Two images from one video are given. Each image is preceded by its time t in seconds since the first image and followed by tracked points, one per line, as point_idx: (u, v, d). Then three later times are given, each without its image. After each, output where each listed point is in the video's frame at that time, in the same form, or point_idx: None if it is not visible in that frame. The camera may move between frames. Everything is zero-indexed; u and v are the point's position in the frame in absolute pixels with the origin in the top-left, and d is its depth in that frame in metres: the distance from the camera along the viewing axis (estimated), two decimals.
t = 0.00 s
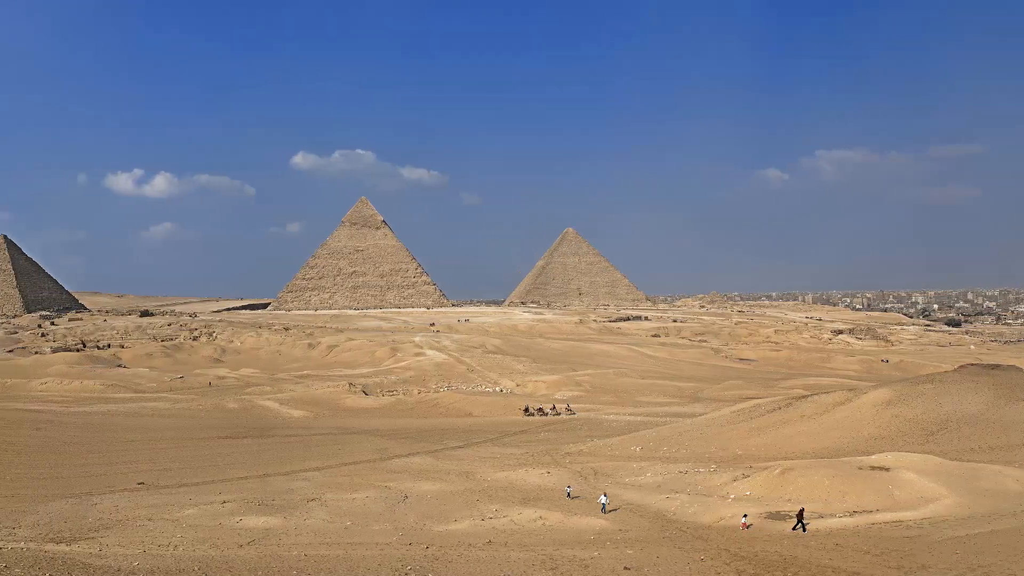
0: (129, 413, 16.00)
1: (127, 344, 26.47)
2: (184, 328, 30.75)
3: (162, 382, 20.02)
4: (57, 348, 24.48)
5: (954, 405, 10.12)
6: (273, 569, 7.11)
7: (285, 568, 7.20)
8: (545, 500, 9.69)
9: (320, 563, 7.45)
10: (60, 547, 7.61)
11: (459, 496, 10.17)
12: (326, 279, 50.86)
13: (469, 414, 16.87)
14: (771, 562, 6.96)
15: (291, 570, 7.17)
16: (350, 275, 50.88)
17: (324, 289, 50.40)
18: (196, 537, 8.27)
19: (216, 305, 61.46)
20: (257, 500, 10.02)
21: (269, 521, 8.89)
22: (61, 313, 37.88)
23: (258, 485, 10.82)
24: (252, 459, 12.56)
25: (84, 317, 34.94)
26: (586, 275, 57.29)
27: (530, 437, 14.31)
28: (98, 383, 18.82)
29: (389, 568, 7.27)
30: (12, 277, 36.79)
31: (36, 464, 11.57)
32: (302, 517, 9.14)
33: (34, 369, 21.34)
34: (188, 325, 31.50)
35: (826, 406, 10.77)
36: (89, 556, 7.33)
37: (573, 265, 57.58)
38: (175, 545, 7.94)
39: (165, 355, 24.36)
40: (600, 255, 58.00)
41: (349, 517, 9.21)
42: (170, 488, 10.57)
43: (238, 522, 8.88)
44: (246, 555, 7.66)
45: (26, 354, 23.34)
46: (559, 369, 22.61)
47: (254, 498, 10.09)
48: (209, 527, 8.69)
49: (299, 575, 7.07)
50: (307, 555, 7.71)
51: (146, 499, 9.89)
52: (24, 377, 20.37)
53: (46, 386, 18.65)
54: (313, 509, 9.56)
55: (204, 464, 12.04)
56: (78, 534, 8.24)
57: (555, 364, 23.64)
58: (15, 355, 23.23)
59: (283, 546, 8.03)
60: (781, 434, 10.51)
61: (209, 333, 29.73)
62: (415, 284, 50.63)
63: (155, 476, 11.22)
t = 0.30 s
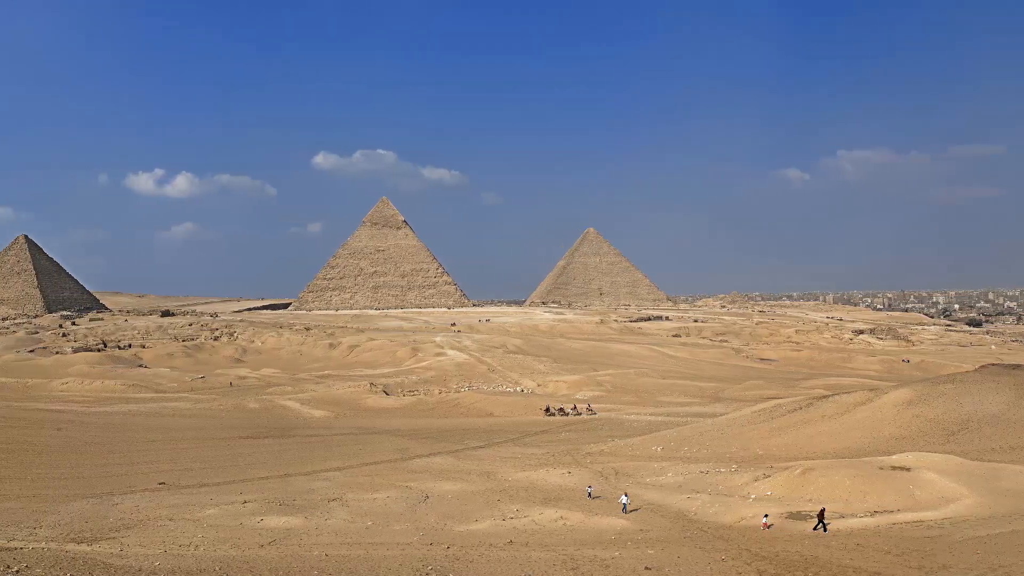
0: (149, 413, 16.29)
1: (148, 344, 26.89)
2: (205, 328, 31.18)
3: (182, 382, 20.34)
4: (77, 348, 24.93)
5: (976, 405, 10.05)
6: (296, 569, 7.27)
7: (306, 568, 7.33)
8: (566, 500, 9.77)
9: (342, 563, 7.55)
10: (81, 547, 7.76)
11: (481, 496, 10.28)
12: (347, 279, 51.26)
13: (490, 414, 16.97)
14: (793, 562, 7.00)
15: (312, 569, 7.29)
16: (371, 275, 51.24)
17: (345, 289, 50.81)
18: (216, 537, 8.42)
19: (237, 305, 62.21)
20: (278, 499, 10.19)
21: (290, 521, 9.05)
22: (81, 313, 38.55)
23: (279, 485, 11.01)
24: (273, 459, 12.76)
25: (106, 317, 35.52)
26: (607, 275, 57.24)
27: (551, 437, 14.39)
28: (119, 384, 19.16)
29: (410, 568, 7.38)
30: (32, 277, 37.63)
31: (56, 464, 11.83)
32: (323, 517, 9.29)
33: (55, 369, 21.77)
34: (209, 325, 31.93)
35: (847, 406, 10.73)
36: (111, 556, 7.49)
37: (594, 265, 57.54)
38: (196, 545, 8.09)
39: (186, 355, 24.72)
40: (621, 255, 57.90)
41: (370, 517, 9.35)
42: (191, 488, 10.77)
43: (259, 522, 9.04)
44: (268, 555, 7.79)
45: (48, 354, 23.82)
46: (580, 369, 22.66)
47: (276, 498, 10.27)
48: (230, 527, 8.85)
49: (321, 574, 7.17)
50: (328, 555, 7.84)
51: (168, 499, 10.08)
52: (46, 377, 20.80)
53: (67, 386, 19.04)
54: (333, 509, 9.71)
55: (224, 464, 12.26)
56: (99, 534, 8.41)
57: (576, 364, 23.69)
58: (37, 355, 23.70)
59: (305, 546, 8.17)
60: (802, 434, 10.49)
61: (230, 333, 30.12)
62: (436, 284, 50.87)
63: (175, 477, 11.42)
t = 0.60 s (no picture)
0: (171, 413, 16.58)
1: (169, 344, 27.29)
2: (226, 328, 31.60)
3: (203, 382, 20.68)
4: (99, 348, 25.38)
5: (998, 406, 9.99)
6: (316, 570, 7.39)
7: (328, 568, 7.45)
8: (587, 500, 9.83)
9: (363, 563, 7.67)
10: (103, 547, 7.94)
11: (502, 496, 10.38)
12: (368, 279, 51.64)
13: (511, 413, 17.08)
14: (814, 562, 7.02)
15: (333, 569, 7.40)
16: (393, 275, 51.59)
17: (366, 289, 51.18)
18: (237, 537, 8.57)
19: (259, 305, 62.91)
20: (299, 499, 10.36)
21: (311, 521, 9.20)
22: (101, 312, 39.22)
23: (300, 485, 11.18)
24: (294, 459, 12.96)
25: (128, 317, 36.11)
26: (628, 275, 57.16)
27: (572, 437, 14.46)
28: (140, 384, 19.50)
29: (430, 568, 7.49)
30: (53, 277, 38.36)
31: (77, 464, 12.09)
32: (344, 517, 9.44)
33: (76, 369, 22.20)
34: (231, 325, 32.36)
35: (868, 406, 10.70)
36: (132, 556, 7.65)
37: (615, 265, 57.48)
38: (217, 545, 8.26)
39: (206, 355, 25.07)
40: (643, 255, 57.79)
41: (391, 517, 9.49)
42: (212, 488, 10.97)
43: (279, 522, 9.20)
44: (289, 555, 7.94)
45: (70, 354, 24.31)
46: (601, 369, 22.69)
47: (297, 498, 10.44)
48: (251, 527, 9.03)
49: (343, 574, 7.29)
50: (349, 555, 7.98)
51: (189, 499, 10.28)
52: (68, 377, 21.22)
53: (87, 386, 19.41)
54: (355, 509, 9.87)
55: (246, 464, 12.47)
56: (121, 534, 8.59)
57: (597, 364, 23.72)
58: (59, 355, 24.18)
59: (325, 546, 8.32)
60: (823, 434, 10.47)
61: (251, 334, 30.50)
62: (457, 284, 51.09)
63: (197, 477, 11.63)
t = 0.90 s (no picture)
0: (192, 413, 16.87)
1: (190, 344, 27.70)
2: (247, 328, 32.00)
3: (224, 382, 20.99)
4: (120, 348, 25.82)
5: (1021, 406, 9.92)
6: (337, 570, 7.52)
7: (349, 568, 7.58)
8: (608, 500, 9.90)
9: (384, 563, 7.80)
10: (124, 547, 8.12)
11: (523, 496, 10.48)
12: (389, 279, 51.98)
13: (532, 413, 17.16)
14: (835, 562, 7.05)
15: (354, 569, 7.54)
16: (414, 275, 51.88)
17: (388, 289, 51.50)
18: (258, 537, 8.73)
19: (280, 305, 63.56)
20: (321, 499, 10.53)
21: (333, 521, 9.35)
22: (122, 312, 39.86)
23: (321, 485, 11.36)
24: (315, 459, 13.14)
25: (149, 317, 36.69)
26: (649, 275, 57.00)
27: (594, 437, 14.52)
28: (160, 384, 19.83)
29: (451, 568, 7.60)
30: (73, 277, 39.04)
31: (98, 464, 12.36)
32: (365, 517, 9.59)
33: (97, 369, 22.61)
34: (251, 325, 32.77)
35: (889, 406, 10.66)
36: (153, 556, 7.81)
37: (636, 265, 57.35)
38: (238, 545, 8.43)
39: (227, 355, 25.41)
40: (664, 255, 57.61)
41: (412, 516, 9.62)
42: (233, 488, 11.18)
43: (301, 522, 9.36)
44: (310, 555, 8.09)
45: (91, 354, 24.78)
46: (622, 369, 22.71)
47: (317, 498, 10.61)
48: (272, 527, 9.20)
49: (363, 574, 7.42)
50: (369, 555, 8.12)
51: (209, 499, 10.48)
52: (89, 377, 21.62)
53: (108, 386, 19.78)
54: (375, 509, 10.02)
55: (267, 464, 12.67)
56: (141, 534, 8.78)
57: (618, 364, 23.73)
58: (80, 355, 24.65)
59: (346, 545, 8.46)
60: (844, 433, 10.45)
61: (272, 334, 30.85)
62: (478, 284, 51.27)
63: (217, 477, 11.84)
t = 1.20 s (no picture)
0: (217, 413, 17.19)
1: (215, 344, 28.17)
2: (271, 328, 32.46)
3: (249, 382, 21.35)
4: (144, 348, 26.33)
5: None
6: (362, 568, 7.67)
7: (373, 568, 7.73)
8: (632, 500, 9.98)
9: (408, 563, 7.95)
10: (149, 547, 8.31)
11: (547, 496, 10.59)
12: (413, 279, 52.33)
13: (557, 414, 17.27)
14: (859, 562, 7.09)
15: (378, 569, 7.68)
16: (438, 275, 52.20)
17: (412, 289, 51.85)
18: (282, 537, 8.91)
19: (304, 305, 64.28)
20: (345, 499, 10.72)
21: (357, 521, 9.53)
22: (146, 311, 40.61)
23: (346, 485, 11.55)
24: (339, 459, 13.36)
25: (173, 317, 37.36)
26: (673, 275, 56.80)
27: (618, 437, 14.59)
28: (184, 384, 20.22)
29: (475, 568, 7.73)
30: (98, 277, 39.83)
31: (123, 464, 12.65)
32: (389, 517, 9.76)
33: (121, 369, 23.09)
34: (276, 325, 33.23)
35: (913, 406, 10.62)
36: (178, 556, 8.00)
37: (660, 265, 57.17)
38: (262, 545, 8.60)
39: (251, 355, 25.81)
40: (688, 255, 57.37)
41: (436, 516, 9.78)
42: (257, 488, 11.40)
43: (325, 522, 9.55)
44: (335, 555, 8.25)
45: (115, 354, 25.32)
46: (646, 369, 22.72)
47: (342, 498, 10.79)
48: (297, 527, 9.38)
49: (388, 573, 7.57)
50: (394, 554, 8.27)
51: (233, 499, 10.70)
52: (113, 377, 22.10)
53: (131, 386, 20.20)
54: (399, 509, 10.19)
55: (291, 464, 12.90)
56: (166, 534, 8.99)
57: (642, 364, 23.75)
58: (104, 355, 25.19)
59: (370, 545, 8.63)
60: (868, 433, 10.43)
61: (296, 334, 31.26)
62: (501, 284, 51.46)
63: (241, 477, 12.08)
